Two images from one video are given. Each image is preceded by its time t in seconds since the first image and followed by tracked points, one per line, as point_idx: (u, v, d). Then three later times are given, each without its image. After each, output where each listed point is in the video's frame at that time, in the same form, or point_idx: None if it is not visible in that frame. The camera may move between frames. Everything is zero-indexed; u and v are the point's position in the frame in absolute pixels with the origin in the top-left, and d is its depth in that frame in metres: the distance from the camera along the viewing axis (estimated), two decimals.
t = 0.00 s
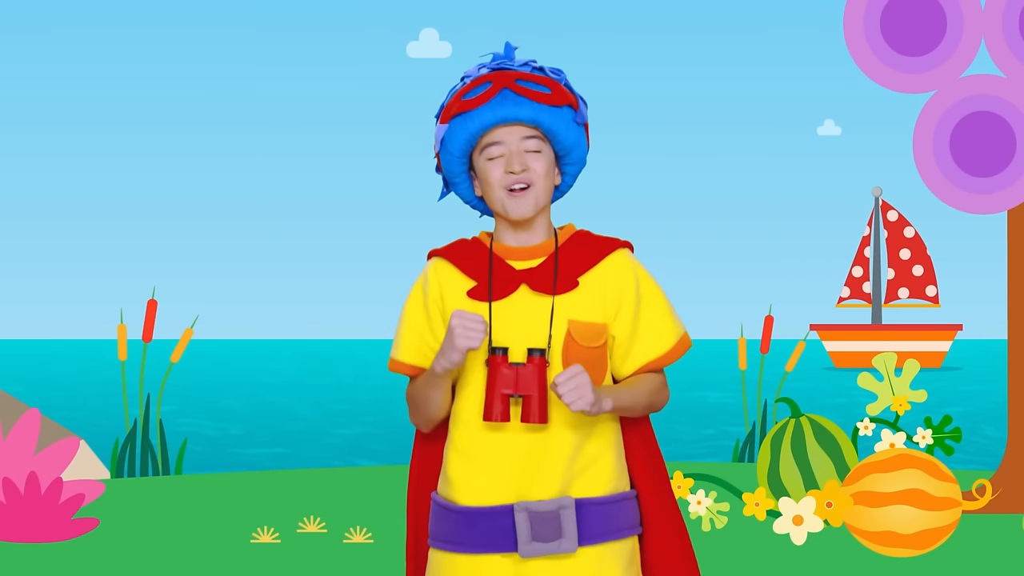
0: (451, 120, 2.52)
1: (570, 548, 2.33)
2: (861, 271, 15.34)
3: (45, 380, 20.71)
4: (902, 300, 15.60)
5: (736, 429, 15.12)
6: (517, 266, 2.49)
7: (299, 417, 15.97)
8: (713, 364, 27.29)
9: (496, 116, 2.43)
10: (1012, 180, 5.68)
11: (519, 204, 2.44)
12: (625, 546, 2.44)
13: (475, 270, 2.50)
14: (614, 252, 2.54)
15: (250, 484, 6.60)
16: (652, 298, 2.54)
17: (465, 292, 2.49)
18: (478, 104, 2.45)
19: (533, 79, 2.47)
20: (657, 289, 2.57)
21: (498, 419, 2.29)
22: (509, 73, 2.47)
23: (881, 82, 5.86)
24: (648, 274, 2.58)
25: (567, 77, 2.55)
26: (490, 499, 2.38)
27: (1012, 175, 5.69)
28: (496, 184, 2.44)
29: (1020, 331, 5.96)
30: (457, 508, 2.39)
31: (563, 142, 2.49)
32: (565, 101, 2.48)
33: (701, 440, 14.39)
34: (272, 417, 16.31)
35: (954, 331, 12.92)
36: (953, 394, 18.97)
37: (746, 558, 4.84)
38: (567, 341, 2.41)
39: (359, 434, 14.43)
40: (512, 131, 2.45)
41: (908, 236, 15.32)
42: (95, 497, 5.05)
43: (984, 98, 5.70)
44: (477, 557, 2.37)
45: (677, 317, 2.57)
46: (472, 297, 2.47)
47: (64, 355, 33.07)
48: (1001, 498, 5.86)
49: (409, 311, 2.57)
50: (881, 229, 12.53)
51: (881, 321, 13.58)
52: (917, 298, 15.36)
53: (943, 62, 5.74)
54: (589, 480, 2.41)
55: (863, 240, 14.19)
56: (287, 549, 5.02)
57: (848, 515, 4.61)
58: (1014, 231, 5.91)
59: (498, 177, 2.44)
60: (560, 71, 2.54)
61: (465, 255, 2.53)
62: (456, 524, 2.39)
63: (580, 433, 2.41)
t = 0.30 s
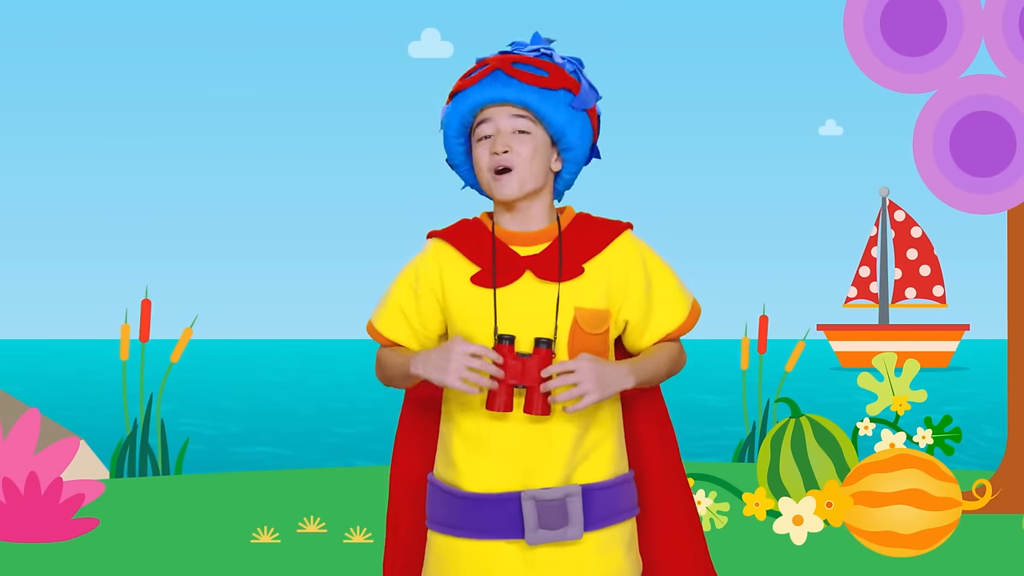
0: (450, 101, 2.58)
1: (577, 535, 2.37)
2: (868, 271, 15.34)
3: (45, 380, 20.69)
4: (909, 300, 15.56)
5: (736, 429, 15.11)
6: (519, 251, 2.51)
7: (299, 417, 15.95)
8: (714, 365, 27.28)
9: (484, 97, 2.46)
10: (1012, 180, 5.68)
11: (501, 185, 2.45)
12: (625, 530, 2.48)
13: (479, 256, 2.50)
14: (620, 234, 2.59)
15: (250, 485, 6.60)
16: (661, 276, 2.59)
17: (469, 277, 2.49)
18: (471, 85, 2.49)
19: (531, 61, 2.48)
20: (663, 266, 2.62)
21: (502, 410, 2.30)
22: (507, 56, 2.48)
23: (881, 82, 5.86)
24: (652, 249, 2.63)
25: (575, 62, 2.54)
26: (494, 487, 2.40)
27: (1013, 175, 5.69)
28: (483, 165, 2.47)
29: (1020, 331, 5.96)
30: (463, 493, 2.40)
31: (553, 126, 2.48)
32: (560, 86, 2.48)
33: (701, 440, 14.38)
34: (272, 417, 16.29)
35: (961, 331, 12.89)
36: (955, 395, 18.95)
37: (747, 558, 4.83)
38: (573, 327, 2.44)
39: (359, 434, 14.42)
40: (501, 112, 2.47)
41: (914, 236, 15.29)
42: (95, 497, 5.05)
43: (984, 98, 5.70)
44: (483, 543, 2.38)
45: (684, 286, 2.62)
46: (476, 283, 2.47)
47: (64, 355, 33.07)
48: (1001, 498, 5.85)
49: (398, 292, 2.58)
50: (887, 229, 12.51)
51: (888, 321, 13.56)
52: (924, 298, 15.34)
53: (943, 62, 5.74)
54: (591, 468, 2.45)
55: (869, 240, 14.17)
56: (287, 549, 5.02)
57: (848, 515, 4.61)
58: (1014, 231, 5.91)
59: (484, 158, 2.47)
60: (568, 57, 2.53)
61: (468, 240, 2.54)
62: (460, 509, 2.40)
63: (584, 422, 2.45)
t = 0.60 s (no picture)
0: (463, 103, 2.55)
1: (577, 540, 2.37)
2: (875, 271, 15.34)
3: (45, 380, 20.71)
4: (916, 300, 15.55)
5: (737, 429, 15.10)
6: (524, 258, 2.53)
7: (300, 417, 15.95)
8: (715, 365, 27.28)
9: (509, 101, 2.46)
10: (1012, 180, 5.68)
11: (526, 191, 2.46)
12: (626, 532, 2.49)
13: (481, 263, 2.51)
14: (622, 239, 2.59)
15: (251, 485, 6.60)
16: (660, 283, 2.60)
17: (471, 284, 2.50)
18: (493, 89, 2.48)
19: (546, 65, 2.50)
20: (663, 271, 2.63)
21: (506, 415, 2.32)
22: (524, 60, 2.49)
23: (881, 82, 5.86)
24: (653, 255, 2.64)
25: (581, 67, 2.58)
26: (495, 492, 2.42)
27: (1013, 175, 5.69)
28: (506, 171, 2.46)
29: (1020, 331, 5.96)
30: (464, 498, 2.42)
31: (572, 131, 2.52)
32: (578, 92, 2.52)
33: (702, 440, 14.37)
34: (272, 417, 16.29)
35: (967, 331, 12.87)
36: (957, 395, 18.93)
37: (747, 558, 4.83)
38: (574, 336, 2.36)
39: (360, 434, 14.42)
40: (524, 117, 2.48)
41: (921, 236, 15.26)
42: (96, 497, 5.06)
43: (984, 98, 5.69)
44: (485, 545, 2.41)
45: (683, 294, 2.63)
46: (478, 291, 2.49)
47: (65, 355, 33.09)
48: (1001, 498, 5.85)
49: (402, 299, 2.59)
50: (894, 229, 12.50)
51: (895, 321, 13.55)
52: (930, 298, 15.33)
53: (943, 62, 5.74)
54: (593, 473, 2.45)
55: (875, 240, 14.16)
56: (287, 549, 5.02)
57: (848, 515, 4.61)
58: (1014, 231, 5.91)
59: (509, 164, 2.46)
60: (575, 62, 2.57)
61: (469, 246, 2.55)
62: (463, 512, 2.42)
63: (585, 426, 2.44)
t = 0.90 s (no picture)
0: (463, 102, 2.55)
1: (581, 539, 2.37)
2: (882, 271, 15.35)
3: (44, 380, 20.71)
4: (923, 300, 15.55)
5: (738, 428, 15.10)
6: (525, 257, 2.53)
7: (300, 417, 15.96)
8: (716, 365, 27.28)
9: (508, 101, 2.46)
10: (1012, 179, 5.68)
11: (525, 189, 2.46)
12: (629, 533, 2.49)
13: (484, 263, 2.51)
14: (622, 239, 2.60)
15: (250, 485, 6.60)
16: (659, 283, 2.60)
17: (475, 284, 2.50)
18: (492, 88, 2.48)
19: (547, 64, 2.50)
20: (661, 271, 2.63)
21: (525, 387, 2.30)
22: (524, 59, 2.49)
23: (881, 82, 5.86)
24: (652, 256, 2.64)
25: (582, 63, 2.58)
26: (499, 492, 2.42)
27: (1013, 175, 5.69)
28: (505, 170, 2.47)
29: (1020, 331, 5.96)
30: (468, 498, 2.42)
31: (573, 130, 2.52)
32: (579, 91, 2.51)
33: (702, 440, 14.38)
34: (272, 416, 16.30)
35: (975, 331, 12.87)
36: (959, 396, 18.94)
37: (746, 559, 4.83)
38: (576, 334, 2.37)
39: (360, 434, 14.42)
40: (523, 116, 2.48)
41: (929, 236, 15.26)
42: (96, 497, 5.06)
43: (984, 98, 5.70)
44: (488, 547, 2.40)
45: (682, 304, 2.63)
46: (482, 290, 2.48)
47: (64, 355, 33.09)
48: (1001, 498, 5.86)
49: (409, 302, 2.58)
50: (902, 229, 12.49)
51: (902, 321, 13.54)
52: (937, 298, 15.34)
53: (943, 62, 5.74)
54: (596, 471, 2.45)
55: (883, 240, 14.16)
56: (287, 549, 5.02)
57: (848, 515, 4.61)
58: (1014, 231, 5.91)
59: (508, 163, 2.46)
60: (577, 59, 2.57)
61: (472, 247, 2.55)
62: (466, 514, 2.43)
63: (588, 424, 2.45)
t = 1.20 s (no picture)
0: (463, 80, 2.56)
1: (583, 510, 2.37)
2: (890, 271, 15.39)
3: (44, 380, 20.70)
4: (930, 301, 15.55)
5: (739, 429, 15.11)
6: (526, 228, 2.54)
7: (300, 418, 15.96)
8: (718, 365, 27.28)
9: (507, 80, 2.46)
10: (1012, 180, 5.69)
11: (521, 167, 2.46)
12: (632, 507, 2.49)
13: (485, 231, 2.53)
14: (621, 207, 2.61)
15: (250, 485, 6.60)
16: (660, 252, 2.60)
17: (476, 251, 2.52)
18: (492, 67, 2.48)
19: (549, 43, 2.49)
20: (664, 236, 2.63)
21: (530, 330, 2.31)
22: (526, 38, 2.49)
23: (881, 82, 5.86)
24: (653, 220, 2.64)
25: (587, 43, 2.57)
26: (501, 463, 2.42)
27: (1013, 175, 5.70)
28: (503, 148, 2.47)
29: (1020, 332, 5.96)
30: (470, 470, 2.42)
31: (573, 112, 2.52)
32: (581, 70, 2.51)
33: (704, 441, 14.38)
34: (273, 416, 16.31)
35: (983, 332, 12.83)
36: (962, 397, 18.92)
37: (747, 558, 4.82)
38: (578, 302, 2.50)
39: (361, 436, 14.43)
40: (523, 95, 2.48)
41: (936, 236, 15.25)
42: (96, 497, 5.06)
43: (984, 98, 5.70)
44: (490, 519, 2.41)
45: (689, 269, 2.62)
46: (482, 257, 2.51)
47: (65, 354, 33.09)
48: (1001, 498, 5.85)
49: (411, 263, 2.59)
50: (909, 229, 12.49)
51: (909, 321, 13.53)
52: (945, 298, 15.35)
53: (943, 62, 5.75)
54: (598, 442, 2.46)
55: (891, 240, 14.17)
56: (288, 549, 5.03)
57: (848, 515, 4.60)
58: (1014, 232, 5.91)
59: (505, 141, 2.46)
60: (580, 39, 2.56)
61: (474, 214, 2.57)
62: (467, 486, 2.43)
63: (591, 394, 2.45)
